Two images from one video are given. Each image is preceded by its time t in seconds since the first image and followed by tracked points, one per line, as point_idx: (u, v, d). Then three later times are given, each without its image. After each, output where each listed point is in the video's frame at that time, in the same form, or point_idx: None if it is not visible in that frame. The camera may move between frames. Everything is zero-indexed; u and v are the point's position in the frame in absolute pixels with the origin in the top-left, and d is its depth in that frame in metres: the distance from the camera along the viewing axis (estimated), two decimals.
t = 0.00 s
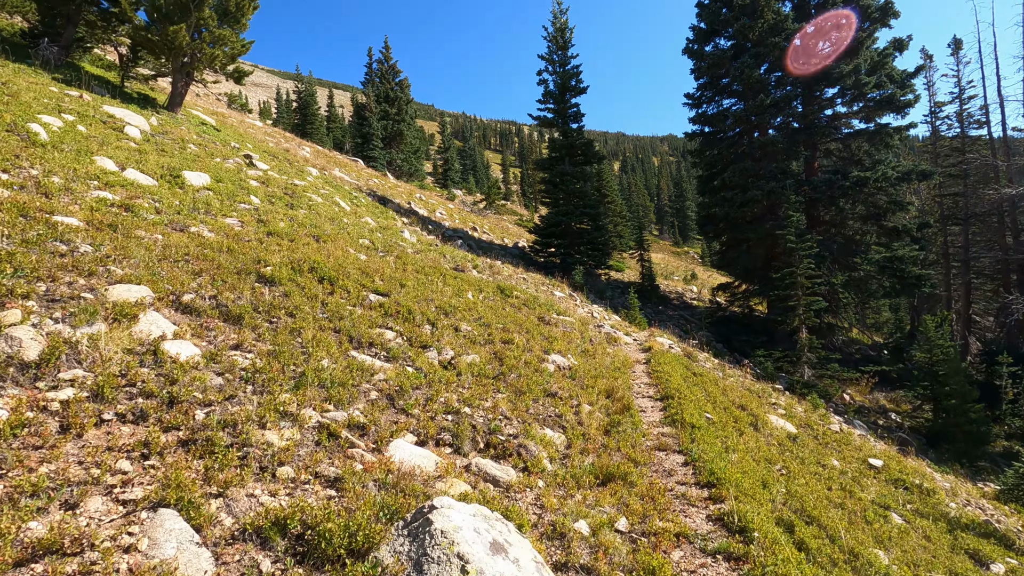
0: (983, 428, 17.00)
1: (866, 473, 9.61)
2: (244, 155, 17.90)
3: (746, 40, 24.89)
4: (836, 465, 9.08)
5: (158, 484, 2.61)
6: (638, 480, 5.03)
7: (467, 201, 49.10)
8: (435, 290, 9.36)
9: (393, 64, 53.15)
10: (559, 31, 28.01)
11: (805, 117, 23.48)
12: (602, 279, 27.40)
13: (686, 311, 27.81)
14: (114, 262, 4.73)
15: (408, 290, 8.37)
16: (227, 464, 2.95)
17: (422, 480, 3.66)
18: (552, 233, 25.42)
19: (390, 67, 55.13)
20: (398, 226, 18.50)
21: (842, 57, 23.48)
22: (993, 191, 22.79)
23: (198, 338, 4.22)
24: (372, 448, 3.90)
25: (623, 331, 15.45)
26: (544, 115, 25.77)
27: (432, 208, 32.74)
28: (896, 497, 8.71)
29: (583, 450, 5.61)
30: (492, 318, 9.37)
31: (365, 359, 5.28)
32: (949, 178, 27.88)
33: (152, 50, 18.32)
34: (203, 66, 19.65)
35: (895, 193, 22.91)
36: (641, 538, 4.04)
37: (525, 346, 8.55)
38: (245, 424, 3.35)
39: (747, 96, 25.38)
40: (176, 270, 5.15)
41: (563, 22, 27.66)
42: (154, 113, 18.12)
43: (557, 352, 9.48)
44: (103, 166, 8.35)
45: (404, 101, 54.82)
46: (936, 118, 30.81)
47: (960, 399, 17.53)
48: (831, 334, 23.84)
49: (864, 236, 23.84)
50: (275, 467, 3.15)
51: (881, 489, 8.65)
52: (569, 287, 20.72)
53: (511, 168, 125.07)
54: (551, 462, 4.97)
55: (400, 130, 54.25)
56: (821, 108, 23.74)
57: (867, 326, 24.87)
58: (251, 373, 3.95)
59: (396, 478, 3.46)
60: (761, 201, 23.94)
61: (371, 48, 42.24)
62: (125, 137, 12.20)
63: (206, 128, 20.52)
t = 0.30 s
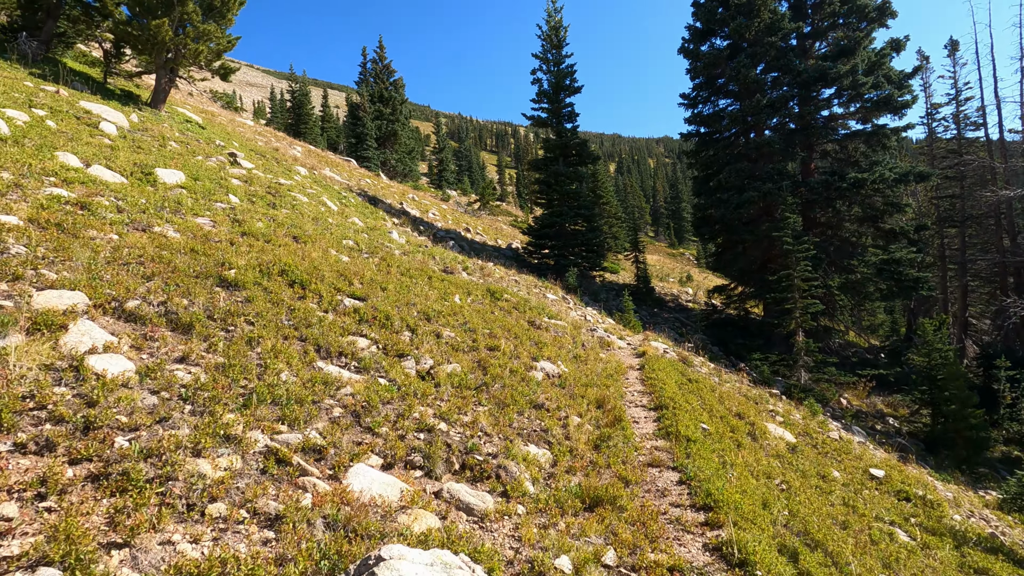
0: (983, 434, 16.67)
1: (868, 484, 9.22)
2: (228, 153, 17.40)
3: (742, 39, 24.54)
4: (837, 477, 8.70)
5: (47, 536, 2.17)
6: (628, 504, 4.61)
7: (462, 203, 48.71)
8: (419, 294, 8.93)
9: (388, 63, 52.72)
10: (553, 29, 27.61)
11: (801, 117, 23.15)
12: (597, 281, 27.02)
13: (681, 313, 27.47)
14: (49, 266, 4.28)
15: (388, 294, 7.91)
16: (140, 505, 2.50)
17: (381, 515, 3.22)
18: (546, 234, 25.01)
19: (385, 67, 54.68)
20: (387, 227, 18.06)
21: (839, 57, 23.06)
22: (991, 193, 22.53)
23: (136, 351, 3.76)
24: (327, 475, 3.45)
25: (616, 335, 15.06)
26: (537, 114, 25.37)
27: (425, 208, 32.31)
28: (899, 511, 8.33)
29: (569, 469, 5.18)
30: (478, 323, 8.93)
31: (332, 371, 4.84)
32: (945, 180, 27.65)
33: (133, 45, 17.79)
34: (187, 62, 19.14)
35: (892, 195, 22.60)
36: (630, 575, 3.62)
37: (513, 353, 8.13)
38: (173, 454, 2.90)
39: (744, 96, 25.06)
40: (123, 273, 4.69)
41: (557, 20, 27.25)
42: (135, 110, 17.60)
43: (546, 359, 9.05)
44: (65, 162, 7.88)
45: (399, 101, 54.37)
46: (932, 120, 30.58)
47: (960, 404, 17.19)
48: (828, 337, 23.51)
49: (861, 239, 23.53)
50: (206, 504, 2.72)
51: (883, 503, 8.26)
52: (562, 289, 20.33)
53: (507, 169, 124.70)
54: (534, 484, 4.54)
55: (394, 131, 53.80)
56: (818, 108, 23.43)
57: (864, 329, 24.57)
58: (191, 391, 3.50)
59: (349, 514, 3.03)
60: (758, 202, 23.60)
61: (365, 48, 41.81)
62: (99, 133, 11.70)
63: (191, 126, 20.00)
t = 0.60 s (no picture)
0: (992, 439, 16.16)
1: (879, 495, 8.71)
2: (215, 149, 16.87)
3: (744, 34, 24.00)
4: (848, 488, 8.20)
5: None
6: (625, 531, 4.10)
7: (460, 201, 48.20)
8: (405, 294, 8.42)
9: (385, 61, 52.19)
10: (551, 24, 27.06)
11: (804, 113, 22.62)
12: (595, 280, 26.53)
13: (681, 313, 26.97)
14: None
15: (370, 294, 7.40)
16: (12, 561, 2.00)
17: (329, 561, 2.73)
18: (543, 233, 24.49)
19: (382, 64, 54.13)
20: (379, 224, 17.54)
21: (843, 52, 22.51)
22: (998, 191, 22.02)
23: (53, 361, 3.23)
24: (271, 509, 2.94)
25: (615, 336, 14.55)
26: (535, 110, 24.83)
27: (422, 206, 31.80)
28: (915, 525, 7.82)
29: (559, 489, 4.68)
30: (467, 325, 8.41)
31: (294, 381, 4.32)
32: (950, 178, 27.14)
33: (116, 35, 17.23)
34: (175, 55, 18.61)
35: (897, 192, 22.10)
36: None
37: (503, 357, 7.62)
38: (69, 490, 2.39)
39: (745, 91, 24.52)
40: (57, 271, 4.16)
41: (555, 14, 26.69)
42: (120, 104, 17.06)
43: (539, 363, 8.53)
44: (23, 152, 7.35)
45: (396, 99, 53.83)
46: (936, 117, 30.05)
47: (968, 408, 16.67)
48: (831, 337, 23.01)
49: (865, 237, 23.02)
50: (104, 556, 2.22)
51: (897, 516, 7.76)
52: (560, 289, 19.83)
53: (507, 168, 124.15)
54: (518, 509, 4.04)
55: (392, 129, 53.28)
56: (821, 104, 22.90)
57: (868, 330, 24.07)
58: (112, 408, 2.98)
59: (287, 564, 2.54)
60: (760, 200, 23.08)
61: (362, 45, 41.28)
62: (73, 125, 11.16)
63: (179, 120, 19.46)
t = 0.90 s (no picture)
0: (1006, 443, 15.58)
1: (892, 508, 8.21)
2: (204, 146, 16.44)
3: (747, 27, 23.42)
4: (859, 502, 7.70)
5: None
6: (615, 567, 3.62)
7: (461, 200, 47.78)
8: (388, 296, 7.95)
9: (385, 59, 51.77)
10: (551, 18, 26.52)
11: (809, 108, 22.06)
12: (596, 280, 26.07)
13: (684, 313, 26.48)
14: None
15: (348, 296, 6.94)
16: None
17: None
18: (543, 232, 24.02)
19: (382, 63, 53.74)
20: (374, 224, 17.12)
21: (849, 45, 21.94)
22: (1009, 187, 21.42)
23: None
24: (191, 557, 2.48)
25: (615, 338, 14.07)
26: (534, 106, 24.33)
27: (420, 205, 31.39)
28: (931, 541, 7.34)
29: (545, 515, 4.22)
30: (455, 328, 7.94)
31: (245, 396, 3.86)
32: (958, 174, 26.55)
33: (103, 30, 16.78)
34: (164, 51, 18.19)
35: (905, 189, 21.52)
36: None
37: (491, 363, 7.15)
38: None
39: (749, 86, 23.96)
40: None
41: (554, 9, 26.16)
42: (106, 101, 16.64)
43: (532, 368, 8.06)
44: None
45: (397, 97, 53.40)
46: (945, 112, 29.42)
47: (980, 411, 16.09)
48: (837, 338, 22.48)
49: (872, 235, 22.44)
50: None
51: (913, 532, 7.28)
52: (559, 290, 19.35)
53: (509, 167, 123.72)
54: (494, 545, 3.55)
55: (392, 128, 52.88)
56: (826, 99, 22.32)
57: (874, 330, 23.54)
58: None
59: None
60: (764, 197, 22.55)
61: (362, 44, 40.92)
62: (49, 121, 10.72)
63: (168, 118, 19.02)
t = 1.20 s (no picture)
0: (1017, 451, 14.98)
1: (902, 525, 7.75)
2: (192, 144, 16.06)
3: (748, 26, 23.00)
4: (868, 518, 7.26)
5: None
6: None
7: (459, 202, 47.37)
8: (369, 300, 7.50)
9: (384, 60, 51.42)
10: (549, 17, 26.12)
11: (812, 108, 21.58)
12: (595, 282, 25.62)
13: (684, 316, 26.05)
14: None
15: (324, 300, 6.50)
16: None
17: None
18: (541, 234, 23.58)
19: (381, 64, 53.41)
20: (366, 224, 16.70)
21: (852, 44, 21.50)
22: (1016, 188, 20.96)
23: None
24: None
25: (612, 343, 13.62)
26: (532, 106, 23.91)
27: (417, 206, 30.97)
28: (945, 563, 6.88)
29: (525, 545, 3.78)
30: (440, 333, 7.49)
31: (186, 414, 3.43)
32: (962, 175, 26.11)
33: (89, 26, 16.39)
34: (152, 48, 17.79)
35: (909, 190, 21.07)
36: None
37: (476, 371, 6.69)
38: None
39: (750, 86, 23.53)
40: None
41: (552, 7, 25.77)
42: (92, 98, 16.24)
43: (521, 376, 7.60)
44: None
45: (396, 99, 53.02)
46: (949, 113, 28.99)
47: (990, 418, 15.53)
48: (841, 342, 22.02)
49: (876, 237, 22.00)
50: None
51: (926, 551, 6.82)
52: (556, 293, 18.90)
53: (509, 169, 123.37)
54: None
55: (391, 129, 52.49)
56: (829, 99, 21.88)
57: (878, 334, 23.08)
58: None
59: None
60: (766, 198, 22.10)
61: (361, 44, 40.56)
62: (22, 116, 10.30)
63: (158, 116, 18.62)
